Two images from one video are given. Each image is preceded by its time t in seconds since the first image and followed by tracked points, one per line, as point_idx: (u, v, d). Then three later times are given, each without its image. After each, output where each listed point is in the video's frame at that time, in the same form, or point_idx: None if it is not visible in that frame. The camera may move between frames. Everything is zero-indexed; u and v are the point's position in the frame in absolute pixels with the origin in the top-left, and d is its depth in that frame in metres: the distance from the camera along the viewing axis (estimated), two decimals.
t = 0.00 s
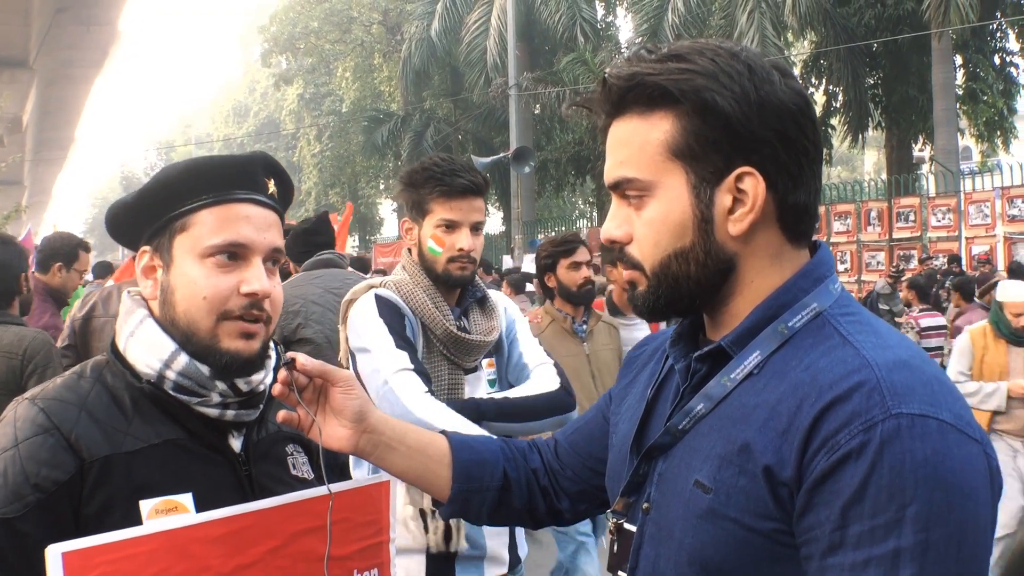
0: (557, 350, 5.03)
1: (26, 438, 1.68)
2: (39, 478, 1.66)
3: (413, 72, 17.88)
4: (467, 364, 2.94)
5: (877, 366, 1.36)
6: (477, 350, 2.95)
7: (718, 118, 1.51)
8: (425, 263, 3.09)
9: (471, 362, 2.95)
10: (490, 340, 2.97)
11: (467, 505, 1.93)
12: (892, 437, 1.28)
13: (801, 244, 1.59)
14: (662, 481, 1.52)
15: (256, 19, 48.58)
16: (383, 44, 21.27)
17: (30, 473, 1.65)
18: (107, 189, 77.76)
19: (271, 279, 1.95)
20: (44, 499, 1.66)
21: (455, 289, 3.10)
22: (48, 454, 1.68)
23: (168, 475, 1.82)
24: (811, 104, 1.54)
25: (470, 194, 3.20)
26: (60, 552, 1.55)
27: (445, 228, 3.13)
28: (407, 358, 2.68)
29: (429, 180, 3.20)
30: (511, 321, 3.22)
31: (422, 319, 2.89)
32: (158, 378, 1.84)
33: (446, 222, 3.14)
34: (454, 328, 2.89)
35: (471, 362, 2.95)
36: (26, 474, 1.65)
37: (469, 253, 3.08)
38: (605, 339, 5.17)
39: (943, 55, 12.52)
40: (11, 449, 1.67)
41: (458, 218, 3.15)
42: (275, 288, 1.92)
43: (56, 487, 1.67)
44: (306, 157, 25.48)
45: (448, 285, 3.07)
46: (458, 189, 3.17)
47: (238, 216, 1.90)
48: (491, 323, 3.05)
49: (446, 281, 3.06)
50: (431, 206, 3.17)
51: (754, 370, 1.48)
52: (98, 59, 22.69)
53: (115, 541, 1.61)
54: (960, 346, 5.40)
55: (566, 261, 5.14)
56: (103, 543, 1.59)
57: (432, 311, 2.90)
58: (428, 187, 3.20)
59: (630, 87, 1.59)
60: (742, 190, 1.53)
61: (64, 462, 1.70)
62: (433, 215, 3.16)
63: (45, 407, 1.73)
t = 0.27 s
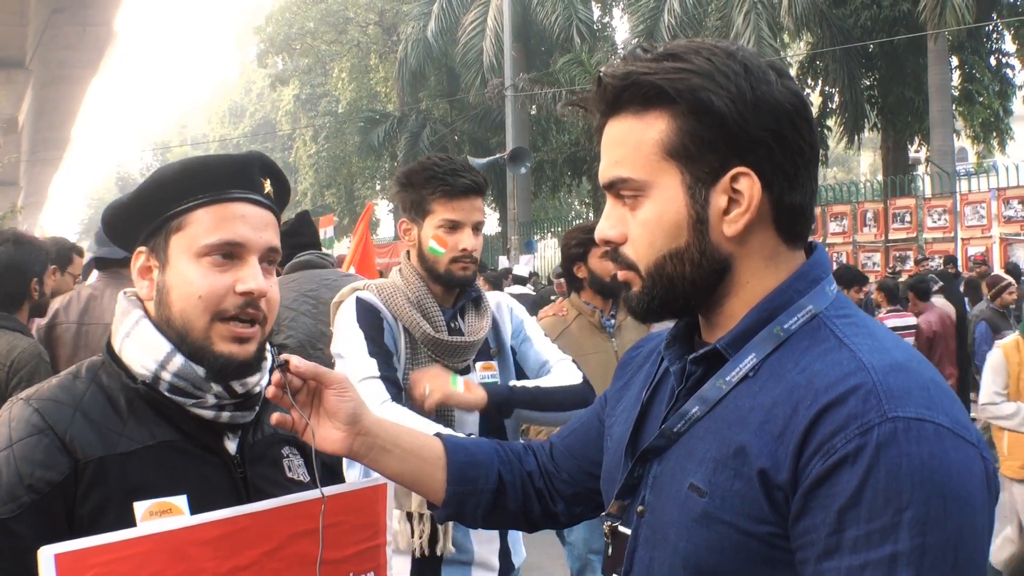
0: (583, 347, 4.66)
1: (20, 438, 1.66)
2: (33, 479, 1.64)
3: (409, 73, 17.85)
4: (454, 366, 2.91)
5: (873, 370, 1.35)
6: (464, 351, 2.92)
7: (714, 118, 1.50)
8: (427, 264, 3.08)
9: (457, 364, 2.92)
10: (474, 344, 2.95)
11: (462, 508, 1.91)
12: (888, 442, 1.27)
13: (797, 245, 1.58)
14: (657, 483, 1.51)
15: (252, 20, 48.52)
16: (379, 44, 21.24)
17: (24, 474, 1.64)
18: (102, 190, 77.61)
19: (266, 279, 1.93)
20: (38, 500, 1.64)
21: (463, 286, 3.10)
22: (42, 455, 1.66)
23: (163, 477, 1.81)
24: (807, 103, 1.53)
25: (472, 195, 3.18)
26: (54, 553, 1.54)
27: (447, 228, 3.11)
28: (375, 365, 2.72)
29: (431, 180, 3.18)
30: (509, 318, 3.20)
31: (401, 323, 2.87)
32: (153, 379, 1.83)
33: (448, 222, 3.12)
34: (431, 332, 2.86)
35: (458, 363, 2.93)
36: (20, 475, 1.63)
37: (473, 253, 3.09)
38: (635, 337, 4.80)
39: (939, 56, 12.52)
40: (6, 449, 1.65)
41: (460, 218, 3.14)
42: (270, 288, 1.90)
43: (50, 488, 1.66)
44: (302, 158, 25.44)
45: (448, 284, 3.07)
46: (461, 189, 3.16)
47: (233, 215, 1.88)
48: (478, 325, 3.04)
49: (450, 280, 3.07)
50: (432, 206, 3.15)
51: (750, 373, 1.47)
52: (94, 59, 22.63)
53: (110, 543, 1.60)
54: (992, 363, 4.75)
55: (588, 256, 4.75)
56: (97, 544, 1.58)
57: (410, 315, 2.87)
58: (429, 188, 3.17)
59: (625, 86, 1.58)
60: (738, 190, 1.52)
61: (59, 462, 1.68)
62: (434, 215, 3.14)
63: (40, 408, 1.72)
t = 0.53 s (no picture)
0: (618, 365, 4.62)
1: (14, 439, 1.65)
2: (27, 480, 1.63)
3: (405, 72, 17.83)
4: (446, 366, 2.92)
5: (867, 372, 1.35)
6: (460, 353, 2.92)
7: (707, 117, 1.50)
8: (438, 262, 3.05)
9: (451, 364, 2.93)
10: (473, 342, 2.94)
11: (456, 510, 1.91)
12: (882, 445, 1.27)
13: (789, 246, 1.58)
14: (652, 485, 1.50)
15: (247, 19, 48.45)
16: (375, 44, 21.24)
17: (18, 474, 1.62)
18: (98, 189, 77.45)
19: (255, 280, 1.92)
20: (32, 501, 1.63)
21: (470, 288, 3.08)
22: (36, 456, 1.65)
23: (157, 479, 1.80)
24: (801, 103, 1.53)
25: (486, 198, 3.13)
26: (46, 554, 1.53)
27: (464, 230, 3.06)
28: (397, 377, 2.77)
29: (447, 180, 3.10)
30: (499, 315, 3.16)
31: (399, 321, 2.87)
32: (146, 381, 1.82)
33: (465, 224, 3.06)
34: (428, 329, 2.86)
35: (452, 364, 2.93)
36: (14, 475, 1.62)
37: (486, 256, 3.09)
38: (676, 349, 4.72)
39: (934, 56, 12.52)
40: None
41: (477, 220, 3.09)
42: (256, 288, 1.89)
43: (44, 489, 1.65)
44: (298, 157, 25.42)
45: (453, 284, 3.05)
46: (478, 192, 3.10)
47: (222, 215, 1.87)
48: (477, 323, 3.01)
49: (462, 283, 3.05)
50: (447, 207, 3.07)
51: (744, 375, 1.46)
52: (89, 59, 22.59)
53: (105, 543, 1.59)
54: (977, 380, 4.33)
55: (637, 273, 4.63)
56: (90, 546, 1.57)
57: (408, 314, 2.87)
58: (446, 186, 3.09)
59: (619, 86, 1.58)
60: (731, 191, 1.51)
61: (53, 464, 1.67)
62: (449, 216, 3.06)
63: (34, 408, 1.71)
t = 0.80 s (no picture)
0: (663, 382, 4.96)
1: (9, 440, 1.64)
2: (23, 481, 1.61)
3: (403, 73, 17.82)
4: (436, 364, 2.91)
5: (864, 374, 1.34)
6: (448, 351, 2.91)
7: (705, 119, 1.49)
8: (412, 259, 3.04)
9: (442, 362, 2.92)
10: (459, 340, 2.91)
11: (452, 512, 1.90)
12: (879, 448, 1.26)
13: (787, 248, 1.57)
14: (648, 488, 1.50)
15: (245, 19, 48.37)
16: (372, 45, 21.24)
17: (13, 476, 1.61)
18: (94, 189, 77.28)
19: (253, 282, 1.91)
20: (27, 503, 1.62)
21: (455, 283, 3.06)
22: (31, 457, 1.64)
23: (152, 480, 1.79)
24: (798, 104, 1.52)
25: (456, 188, 3.12)
26: (40, 556, 1.51)
27: (434, 222, 3.06)
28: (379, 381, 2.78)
29: (415, 176, 3.13)
30: (494, 317, 3.14)
31: (384, 320, 2.88)
32: (142, 383, 1.80)
33: (435, 217, 3.06)
34: (413, 327, 2.86)
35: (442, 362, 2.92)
36: (8, 476, 1.60)
37: (460, 248, 3.05)
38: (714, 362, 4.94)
39: (931, 58, 12.52)
40: None
41: (446, 212, 3.08)
42: (254, 292, 1.88)
43: (39, 490, 1.63)
44: (295, 158, 25.38)
45: (435, 282, 3.03)
46: (446, 182, 3.10)
47: (220, 218, 1.86)
48: (465, 320, 2.99)
49: (436, 277, 3.02)
50: (418, 202, 3.09)
51: (742, 377, 1.46)
52: (86, 58, 22.54)
53: (99, 545, 1.58)
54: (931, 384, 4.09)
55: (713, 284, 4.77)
56: (85, 548, 1.56)
57: (391, 312, 2.88)
58: (416, 183, 3.11)
59: (615, 86, 1.57)
60: (728, 192, 1.50)
61: (49, 465, 1.66)
62: (420, 211, 3.08)
63: (29, 409, 1.69)
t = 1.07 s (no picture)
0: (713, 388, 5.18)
1: (6, 441, 1.63)
2: (20, 482, 1.61)
3: (401, 73, 17.81)
4: (425, 359, 2.89)
5: (864, 376, 1.34)
6: (435, 344, 2.90)
7: (703, 119, 1.49)
8: (388, 257, 3.03)
9: (430, 357, 2.90)
10: (443, 333, 2.90)
11: (450, 514, 1.89)
12: (879, 450, 1.26)
13: (784, 249, 1.57)
14: (647, 489, 1.49)
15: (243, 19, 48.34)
16: (371, 45, 21.24)
17: (10, 477, 1.60)
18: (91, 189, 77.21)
19: (252, 284, 1.90)
20: (25, 503, 1.61)
21: (433, 275, 3.06)
22: (29, 458, 1.63)
23: (150, 481, 1.78)
24: (796, 104, 1.52)
25: (426, 180, 3.11)
26: (37, 558, 1.50)
27: (404, 217, 3.05)
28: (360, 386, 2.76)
29: (383, 171, 3.11)
30: (483, 312, 3.12)
31: (365, 321, 2.86)
32: (140, 383, 1.80)
33: (405, 211, 3.05)
34: (394, 325, 2.84)
35: (431, 356, 2.90)
36: (6, 477, 1.60)
37: (433, 239, 3.03)
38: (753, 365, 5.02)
39: (929, 59, 12.52)
40: None
41: (416, 204, 3.06)
42: (254, 293, 1.87)
43: (37, 491, 1.63)
44: (294, 158, 25.37)
45: (412, 277, 3.02)
46: (415, 173, 3.08)
47: (220, 219, 1.86)
48: (448, 312, 2.98)
49: (410, 271, 3.01)
50: (388, 197, 3.09)
51: (740, 379, 1.45)
52: (84, 58, 22.52)
53: (96, 547, 1.57)
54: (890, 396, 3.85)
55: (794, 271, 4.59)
56: (83, 549, 1.56)
57: (371, 312, 2.86)
58: (384, 177, 3.10)
59: (612, 87, 1.57)
60: (726, 193, 1.50)
61: (46, 465, 1.65)
62: (392, 205, 3.07)
63: (27, 409, 1.69)
